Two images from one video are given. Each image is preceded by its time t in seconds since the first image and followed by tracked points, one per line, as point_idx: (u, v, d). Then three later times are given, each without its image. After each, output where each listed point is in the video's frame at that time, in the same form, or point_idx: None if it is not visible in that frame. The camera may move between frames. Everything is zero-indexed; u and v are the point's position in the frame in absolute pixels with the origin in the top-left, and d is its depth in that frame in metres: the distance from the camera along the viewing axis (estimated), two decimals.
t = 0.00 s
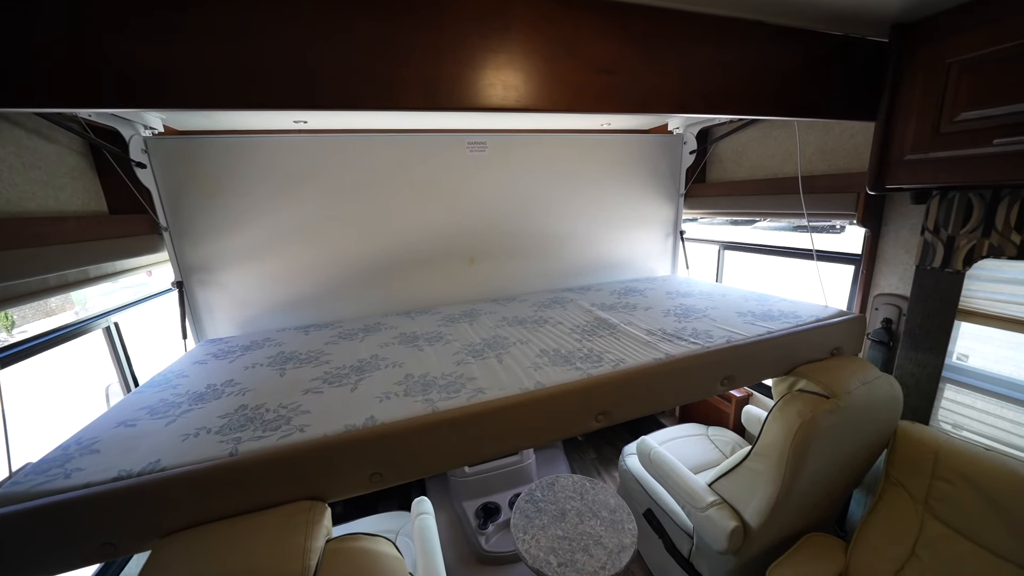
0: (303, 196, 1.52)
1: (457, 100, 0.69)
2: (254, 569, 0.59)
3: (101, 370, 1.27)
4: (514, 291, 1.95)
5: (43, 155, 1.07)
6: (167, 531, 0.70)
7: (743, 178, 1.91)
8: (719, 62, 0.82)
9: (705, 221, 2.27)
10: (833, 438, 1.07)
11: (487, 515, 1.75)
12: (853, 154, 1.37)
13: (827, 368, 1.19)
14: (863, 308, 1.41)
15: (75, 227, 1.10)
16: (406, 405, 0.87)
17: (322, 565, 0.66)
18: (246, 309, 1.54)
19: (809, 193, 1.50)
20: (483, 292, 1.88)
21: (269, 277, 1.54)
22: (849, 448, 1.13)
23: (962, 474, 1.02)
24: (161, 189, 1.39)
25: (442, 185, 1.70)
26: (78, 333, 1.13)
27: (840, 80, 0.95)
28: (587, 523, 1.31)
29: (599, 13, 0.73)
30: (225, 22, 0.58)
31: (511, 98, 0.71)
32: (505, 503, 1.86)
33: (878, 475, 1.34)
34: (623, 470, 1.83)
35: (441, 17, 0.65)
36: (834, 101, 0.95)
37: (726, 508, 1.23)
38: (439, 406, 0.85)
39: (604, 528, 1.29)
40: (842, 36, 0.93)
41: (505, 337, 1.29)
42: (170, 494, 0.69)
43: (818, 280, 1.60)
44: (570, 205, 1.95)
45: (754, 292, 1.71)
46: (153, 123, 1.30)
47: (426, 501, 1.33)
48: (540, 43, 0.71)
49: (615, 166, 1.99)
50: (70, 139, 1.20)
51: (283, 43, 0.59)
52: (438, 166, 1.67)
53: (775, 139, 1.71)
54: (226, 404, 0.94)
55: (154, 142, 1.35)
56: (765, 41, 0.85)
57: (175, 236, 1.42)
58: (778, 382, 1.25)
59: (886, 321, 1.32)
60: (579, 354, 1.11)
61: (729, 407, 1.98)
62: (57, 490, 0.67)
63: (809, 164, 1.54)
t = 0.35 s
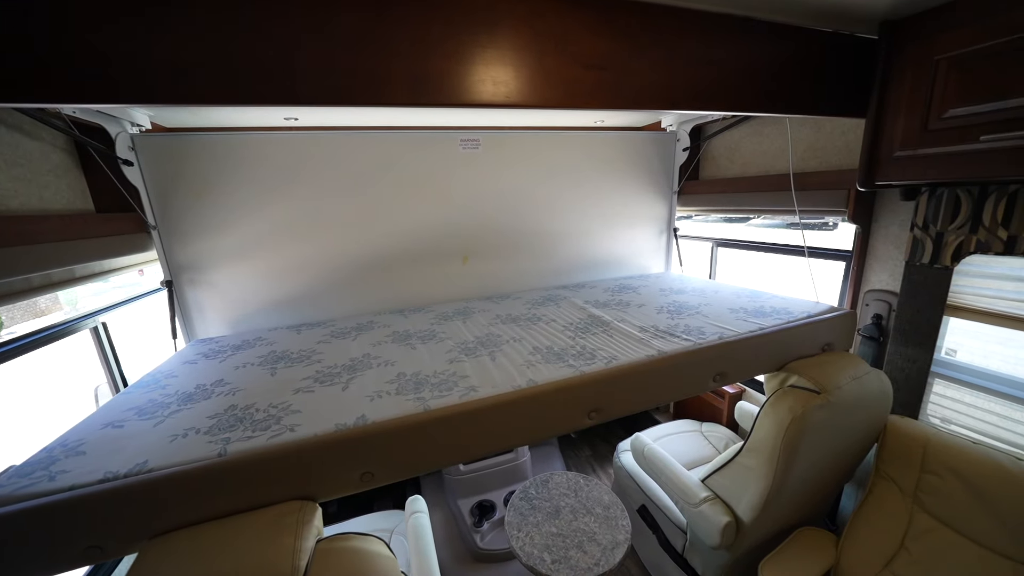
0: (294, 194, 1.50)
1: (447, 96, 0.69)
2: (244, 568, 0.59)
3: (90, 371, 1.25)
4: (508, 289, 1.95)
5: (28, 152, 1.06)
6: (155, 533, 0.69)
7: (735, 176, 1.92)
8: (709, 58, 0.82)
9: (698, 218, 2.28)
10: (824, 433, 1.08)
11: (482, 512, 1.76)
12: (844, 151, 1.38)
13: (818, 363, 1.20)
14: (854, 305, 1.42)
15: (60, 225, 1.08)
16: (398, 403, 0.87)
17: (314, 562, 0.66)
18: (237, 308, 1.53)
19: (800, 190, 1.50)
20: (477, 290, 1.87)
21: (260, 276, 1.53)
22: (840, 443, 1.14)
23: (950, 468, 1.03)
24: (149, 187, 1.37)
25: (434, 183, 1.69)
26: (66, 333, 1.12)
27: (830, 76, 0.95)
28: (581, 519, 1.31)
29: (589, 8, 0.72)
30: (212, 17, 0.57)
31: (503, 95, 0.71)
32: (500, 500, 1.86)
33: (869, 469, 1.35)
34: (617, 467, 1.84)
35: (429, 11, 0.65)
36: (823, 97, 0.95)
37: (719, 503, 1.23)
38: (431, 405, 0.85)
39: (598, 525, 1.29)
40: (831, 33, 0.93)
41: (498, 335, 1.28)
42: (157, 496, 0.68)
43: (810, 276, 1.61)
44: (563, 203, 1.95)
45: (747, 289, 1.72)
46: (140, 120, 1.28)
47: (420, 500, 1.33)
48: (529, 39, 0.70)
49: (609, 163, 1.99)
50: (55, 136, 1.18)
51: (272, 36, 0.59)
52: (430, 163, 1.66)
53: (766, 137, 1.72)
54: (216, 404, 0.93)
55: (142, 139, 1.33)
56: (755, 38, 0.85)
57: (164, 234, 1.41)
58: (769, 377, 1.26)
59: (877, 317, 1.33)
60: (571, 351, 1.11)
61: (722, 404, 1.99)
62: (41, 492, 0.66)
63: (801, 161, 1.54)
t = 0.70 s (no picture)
0: (286, 193, 1.49)
1: (437, 93, 0.68)
2: (236, 569, 0.59)
3: (82, 373, 1.24)
4: (503, 288, 1.94)
5: (15, 152, 1.04)
6: (144, 535, 0.69)
7: (729, 173, 1.92)
8: (699, 55, 0.82)
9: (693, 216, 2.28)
10: (816, 428, 1.09)
11: (479, 511, 1.76)
12: (836, 148, 1.38)
13: (810, 359, 1.21)
14: (847, 301, 1.42)
15: (48, 226, 1.07)
16: (390, 403, 0.86)
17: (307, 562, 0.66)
18: (230, 308, 1.51)
19: (793, 187, 1.51)
20: (471, 289, 1.87)
21: (253, 276, 1.52)
22: (833, 438, 1.15)
23: (942, 462, 1.04)
24: (139, 187, 1.36)
25: (428, 182, 1.68)
26: (56, 334, 1.11)
27: (820, 73, 0.95)
28: (577, 517, 1.32)
29: (579, 4, 0.72)
30: (199, 14, 0.57)
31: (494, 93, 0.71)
32: (496, 499, 1.86)
33: (861, 464, 1.37)
34: (613, 464, 1.84)
35: (417, 7, 0.64)
36: (814, 94, 0.95)
37: (714, 500, 1.24)
38: (424, 404, 0.84)
39: (593, 522, 1.30)
40: (821, 30, 0.94)
41: (492, 334, 1.28)
42: (147, 497, 0.67)
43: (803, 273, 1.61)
44: (558, 201, 1.95)
45: (741, 286, 1.73)
46: (129, 119, 1.27)
47: (415, 499, 1.33)
48: (519, 36, 0.70)
49: (603, 161, 1.99)
50: (41, 135, 1.17)
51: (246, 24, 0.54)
52: (423, 162, 1.65)
53: (759, 134, 1.73)
54: (207, 405, 0.93)
55: (131, 138, 1.31)
56: (745, 34, 0.85)
57: (155, 234, 1.39)
58: (762, 374, 1.27)
59: (869, 313, 1.34)
60: (565, 349, 1.11)
61: (717, 400, 2.00)
62: (27, 496, 0.65)
63: (794, 158, 1.55)
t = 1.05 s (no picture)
0: (278, 190, 1.48)
1: (428, 89, 0.68)
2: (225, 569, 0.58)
3: (72, 374, 1.23)
4: (497, 285, 1.94)
5: None
6: (134, 535, 0.68)
7: (722, 170, 1.92)
8: (691, 51, 0.82)
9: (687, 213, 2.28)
10: (808, 423, 1.10)
11: (474, 508, 1.76)
12: (828, 144, 1.39)
13: (801, 355, 1.22)
14: (838, 297, 1.43)
15: (35, 224, 1.05)
16: (382, 401, 0.86)
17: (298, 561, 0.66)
18: (222, 307, 1.50)
19: (786, 183, 1.51)
20: (466, 287, 1.87)
21: (245, 275, 1.51)
22: (824, 433, 1.16)
23: (932, 456, 1.05)
24: (128, 185, 1.34)
25: (421, 179, 1.67)
26: (45, 333, 1.10)
27: (812, 70, 0.96)
28: (572, 513, 1.32)
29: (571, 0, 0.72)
30: (185, 8, 0.56)
31: (482, 86, 0.71)
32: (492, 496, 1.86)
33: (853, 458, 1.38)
34: (608, 461, 1.85)
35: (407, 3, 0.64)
36: (805, 90, 0.96)
37: (707, 495, 1.24)
38: (416, 401, 0.84)
39: (588, 518, 1.30)
40: (812, 27, 0.94)
41: (486, 331, 1.28)
42: (136, 497, 0.67)
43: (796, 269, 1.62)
44: (552, 198, 1.95)
45: (734, 283, 1.73)
46: (118, 116, 1.25)
47: (410, 497, 1.33)
48: (509, 30, 0.70)
49: (597, 158, 1.99)
50: (27, 131, 1.15)
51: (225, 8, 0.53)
52: (417, 159, 1.65)
53: (751, 130, 1.73)
54: (198, 404, 0.92)
55: (119, 136, 1.30)
56: (736, 31, 0.85)
57: (145, 232, 1.38)
58: (755, 369, 1.28)
59: (860, 309, 1.35)
60: (558, 346, 1.11)
61: (711, 396, 2.01)
62: (14, 496, 0.65)
63: (787, 155, 1.55)
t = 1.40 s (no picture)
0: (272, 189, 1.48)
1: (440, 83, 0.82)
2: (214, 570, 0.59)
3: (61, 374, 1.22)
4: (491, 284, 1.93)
5: None
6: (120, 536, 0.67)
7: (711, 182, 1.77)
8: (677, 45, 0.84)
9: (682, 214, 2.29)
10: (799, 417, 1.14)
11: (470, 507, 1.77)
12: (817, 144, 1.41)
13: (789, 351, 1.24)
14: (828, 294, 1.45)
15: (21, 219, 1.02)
16: (375, 398, 0.86)
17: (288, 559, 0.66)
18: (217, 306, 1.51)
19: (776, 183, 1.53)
20: (456, 283, 1.86)
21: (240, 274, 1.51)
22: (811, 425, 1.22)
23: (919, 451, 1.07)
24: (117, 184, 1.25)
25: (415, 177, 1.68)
26: (33, 332, 1.11)
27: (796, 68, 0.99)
28: (566, 509, 1.32)
29: None
30: None
31: (479, 90, 0.81)
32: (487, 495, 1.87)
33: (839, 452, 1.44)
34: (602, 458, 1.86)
35: None
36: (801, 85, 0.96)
37: (699, 491, 1.32)
38: (410, 398, 0.85)
39: (581, 516, 1.30)
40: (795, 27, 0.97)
41: (480, 329, 1.28)
42: (124, 498, 0.66)
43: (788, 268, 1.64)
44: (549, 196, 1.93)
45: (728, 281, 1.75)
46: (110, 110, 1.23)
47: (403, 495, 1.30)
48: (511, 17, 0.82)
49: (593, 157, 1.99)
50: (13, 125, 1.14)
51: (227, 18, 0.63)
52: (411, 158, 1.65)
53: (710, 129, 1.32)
54: (190, 403, 0.92)
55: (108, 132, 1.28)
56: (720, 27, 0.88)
57: (134, 230, 1.37)
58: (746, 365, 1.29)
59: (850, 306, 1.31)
60: (552, 343, 1.12)
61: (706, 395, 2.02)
62: None
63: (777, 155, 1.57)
